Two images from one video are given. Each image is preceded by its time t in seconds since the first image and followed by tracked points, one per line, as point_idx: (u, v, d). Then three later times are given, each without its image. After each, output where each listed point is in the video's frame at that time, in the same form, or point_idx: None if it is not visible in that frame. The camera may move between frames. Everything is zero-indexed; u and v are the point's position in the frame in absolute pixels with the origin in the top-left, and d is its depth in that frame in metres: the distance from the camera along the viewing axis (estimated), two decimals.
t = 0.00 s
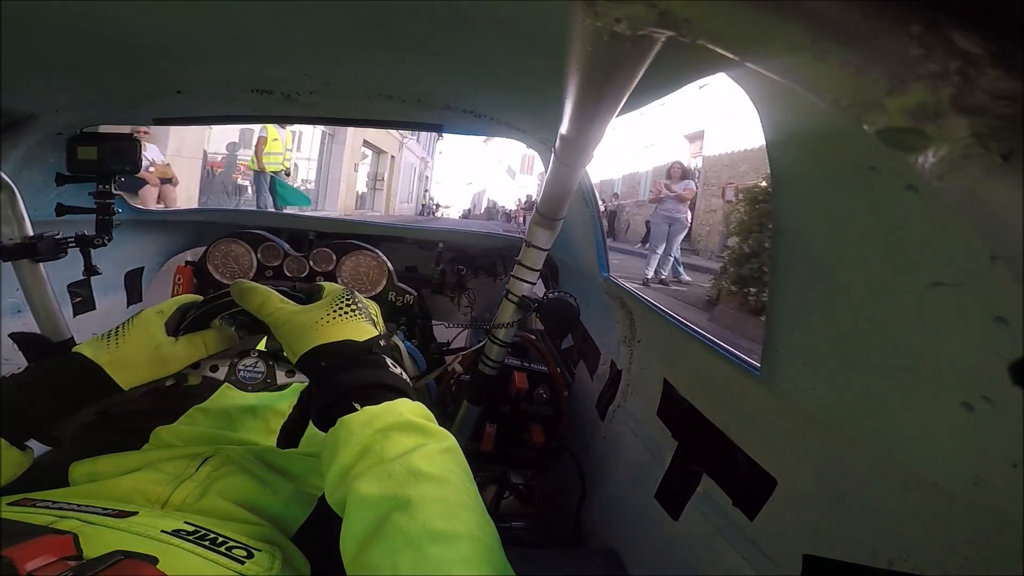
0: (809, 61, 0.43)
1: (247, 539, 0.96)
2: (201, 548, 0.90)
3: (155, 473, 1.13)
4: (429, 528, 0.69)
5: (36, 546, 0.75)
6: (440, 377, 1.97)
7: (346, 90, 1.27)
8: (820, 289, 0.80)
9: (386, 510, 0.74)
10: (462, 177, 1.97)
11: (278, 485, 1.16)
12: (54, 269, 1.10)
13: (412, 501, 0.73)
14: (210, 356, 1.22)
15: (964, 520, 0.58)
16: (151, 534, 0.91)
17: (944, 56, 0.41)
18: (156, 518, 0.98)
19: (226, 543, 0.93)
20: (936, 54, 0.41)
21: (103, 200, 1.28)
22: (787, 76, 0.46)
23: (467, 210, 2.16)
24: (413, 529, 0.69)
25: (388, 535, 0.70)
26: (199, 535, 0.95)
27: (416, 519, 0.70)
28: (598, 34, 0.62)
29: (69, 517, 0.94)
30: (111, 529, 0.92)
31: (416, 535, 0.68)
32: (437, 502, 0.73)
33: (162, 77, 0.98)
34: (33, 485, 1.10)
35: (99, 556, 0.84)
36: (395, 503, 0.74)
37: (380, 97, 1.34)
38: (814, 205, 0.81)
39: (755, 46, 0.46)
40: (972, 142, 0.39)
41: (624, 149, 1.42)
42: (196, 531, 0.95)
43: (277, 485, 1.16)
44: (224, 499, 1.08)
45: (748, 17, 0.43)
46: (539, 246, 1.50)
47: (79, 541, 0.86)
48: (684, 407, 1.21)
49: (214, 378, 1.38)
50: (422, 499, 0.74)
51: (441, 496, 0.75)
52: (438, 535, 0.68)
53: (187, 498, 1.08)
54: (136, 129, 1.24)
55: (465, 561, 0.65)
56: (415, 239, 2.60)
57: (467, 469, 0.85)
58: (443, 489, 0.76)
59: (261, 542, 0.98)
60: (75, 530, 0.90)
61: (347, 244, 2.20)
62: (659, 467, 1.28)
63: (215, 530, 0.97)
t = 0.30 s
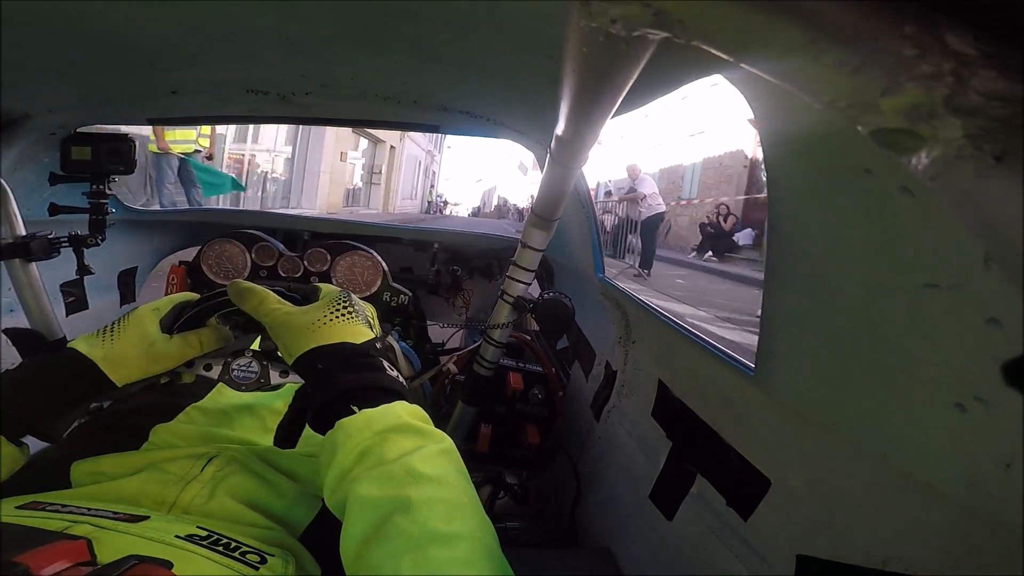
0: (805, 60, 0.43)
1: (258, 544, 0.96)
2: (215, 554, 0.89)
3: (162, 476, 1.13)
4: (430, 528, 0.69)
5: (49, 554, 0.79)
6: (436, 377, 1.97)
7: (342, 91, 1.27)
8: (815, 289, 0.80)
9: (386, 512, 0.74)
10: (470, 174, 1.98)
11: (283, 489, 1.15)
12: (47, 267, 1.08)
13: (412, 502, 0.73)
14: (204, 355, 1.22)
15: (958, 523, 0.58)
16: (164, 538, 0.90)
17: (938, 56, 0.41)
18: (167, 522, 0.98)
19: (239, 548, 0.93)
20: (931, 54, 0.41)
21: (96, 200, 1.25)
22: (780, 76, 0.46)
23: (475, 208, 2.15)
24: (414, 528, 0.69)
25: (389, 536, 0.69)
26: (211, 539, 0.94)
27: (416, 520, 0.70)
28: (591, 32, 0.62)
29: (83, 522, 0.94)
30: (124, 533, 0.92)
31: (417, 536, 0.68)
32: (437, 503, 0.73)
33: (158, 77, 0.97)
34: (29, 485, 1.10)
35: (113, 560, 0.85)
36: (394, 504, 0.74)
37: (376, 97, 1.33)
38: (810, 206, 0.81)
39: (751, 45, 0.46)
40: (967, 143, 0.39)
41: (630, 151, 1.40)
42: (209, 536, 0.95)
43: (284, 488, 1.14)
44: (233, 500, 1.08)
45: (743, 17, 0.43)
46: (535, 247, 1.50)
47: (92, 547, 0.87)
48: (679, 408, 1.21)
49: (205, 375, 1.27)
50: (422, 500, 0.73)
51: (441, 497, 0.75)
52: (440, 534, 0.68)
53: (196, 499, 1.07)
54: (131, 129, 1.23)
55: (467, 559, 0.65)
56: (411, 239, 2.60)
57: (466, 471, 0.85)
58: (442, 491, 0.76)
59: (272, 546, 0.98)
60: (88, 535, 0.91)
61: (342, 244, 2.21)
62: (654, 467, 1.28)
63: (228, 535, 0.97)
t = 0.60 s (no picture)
0: (811, 65, 0.43)
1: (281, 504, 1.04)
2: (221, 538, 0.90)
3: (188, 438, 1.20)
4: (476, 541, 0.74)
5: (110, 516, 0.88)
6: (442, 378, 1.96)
7: (350, 90, 1.27)
8: (825, 292, 0.80)
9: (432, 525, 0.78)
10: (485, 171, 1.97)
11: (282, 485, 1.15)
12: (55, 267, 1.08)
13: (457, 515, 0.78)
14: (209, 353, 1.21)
15: (967, 528, 0.58)
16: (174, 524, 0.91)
17: (945, 57, 0.41)
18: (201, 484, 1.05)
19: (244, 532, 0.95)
20: (936, 57, 0.40)
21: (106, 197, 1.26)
22: (787, 79, 0.46)
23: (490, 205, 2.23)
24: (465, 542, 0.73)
25: (439, 548, 0.74)
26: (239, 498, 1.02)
27: (463, 535, 0.75)
28: (598, 33, 0.62)
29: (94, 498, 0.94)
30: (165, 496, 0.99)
31: (464, 548, 0.73)
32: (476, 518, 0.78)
33: (166, 75, 0.98)
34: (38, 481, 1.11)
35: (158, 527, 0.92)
36: (441, 518, 0.78)
37: (384, 97, 1.34)
38: (818, 210, 0.80)
39: (757, 50, 0.46)
40: (972, 146, 0.38)
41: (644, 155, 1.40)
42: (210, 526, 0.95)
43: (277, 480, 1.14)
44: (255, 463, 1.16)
45: (749, 20, 0.43)
46: (542, 248, 1.49)
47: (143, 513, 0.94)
48: (685, 410, 1.20)
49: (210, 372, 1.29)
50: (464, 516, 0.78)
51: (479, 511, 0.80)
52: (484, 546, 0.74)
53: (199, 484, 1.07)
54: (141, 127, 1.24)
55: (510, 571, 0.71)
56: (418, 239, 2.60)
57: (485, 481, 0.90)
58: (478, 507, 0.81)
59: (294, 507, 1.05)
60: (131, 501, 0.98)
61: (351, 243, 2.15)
62: (660, 469, 1.28)
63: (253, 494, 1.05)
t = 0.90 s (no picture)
0: (822, 61, 0.43)
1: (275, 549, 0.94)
2: (234, 560, 0.87)
3: (174, 474, 1.08)
4: (432, 530, 0.69)
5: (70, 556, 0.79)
6: (447, 376, 1.93)
7: (352, 89, 1.26)
8: (830, 289, 0.80)
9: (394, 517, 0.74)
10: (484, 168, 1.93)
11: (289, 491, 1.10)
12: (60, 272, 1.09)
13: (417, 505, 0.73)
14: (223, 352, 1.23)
15: (973, 523, 0.58)
16: (184, 544, 0.88)
17: (959, 53, 0.41)
18: (185, 528, 0.94)
19: (257, 553, 0.91)
20: (952, 53, 0.41)
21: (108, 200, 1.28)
22: (796, 75, 0.46)
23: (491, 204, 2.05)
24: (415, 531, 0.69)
25: (386, 545, 0.70)
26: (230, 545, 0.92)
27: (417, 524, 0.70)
28: (610, 31, 0.62)
29: (105, 527, 0.91)
30: (144, 539, 0.88)
31: (415, 542, 0.68)
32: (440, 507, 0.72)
33: (160, 74, 0.97)
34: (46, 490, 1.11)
35: (133, 561, 0.82)
36: (398, 508, 0.73)
37: (387, 96, 1.33)
38: (826, 207, 0.81)
39: (767, 45, 0.46)
40: (988, 142, 0.38)
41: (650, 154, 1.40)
42: (227, 542, 0.93)
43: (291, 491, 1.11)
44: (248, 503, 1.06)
45: (763, 15, 0.44)
46: (545, 245, 1.46)
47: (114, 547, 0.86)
48: (692, 406, 1.21)
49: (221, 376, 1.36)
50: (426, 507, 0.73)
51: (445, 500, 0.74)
52: (440, 536, 0.68)
53: (211, 500, 1.04)
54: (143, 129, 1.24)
55: (467, 564, 0.65)
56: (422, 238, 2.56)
57: (472, 475, 0.83)
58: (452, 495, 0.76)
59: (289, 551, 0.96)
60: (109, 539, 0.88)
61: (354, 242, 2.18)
62: (666, 465, 1.28)
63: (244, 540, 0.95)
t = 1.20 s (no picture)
0: (822, 60, 0.43)
1: (262, 547, 0.94)
2: (218, 565, 0.86)
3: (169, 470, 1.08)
4: None
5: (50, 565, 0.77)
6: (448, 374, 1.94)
7: (352, 87, 1.26)
8: (830, 287, 0.80)
9: None
10: (489, 166, 1.94)
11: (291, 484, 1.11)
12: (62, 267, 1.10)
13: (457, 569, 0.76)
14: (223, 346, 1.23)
15: (973, 523, 0.58)
16: (166, 547, 0.88)
17: (957, 52, 0.41)
18: (173, 530, 0.94)
19: (245, 556, 0.90)
20: (949, 52, 0.41)
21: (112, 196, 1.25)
22: (793, 72, 0.46)
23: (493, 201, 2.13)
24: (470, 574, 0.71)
25: None
26: (214, 545, 0.92)
27: None
28: (607, 29, 0.62)
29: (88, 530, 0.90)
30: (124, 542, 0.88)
31: None
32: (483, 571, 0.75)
33: (164, 73, 0.97)
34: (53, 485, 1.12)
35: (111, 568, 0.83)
36: None
37: (387, 94, 1.33)
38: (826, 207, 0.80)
39: (765, 42, 0.46)
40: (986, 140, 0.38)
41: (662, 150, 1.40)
42: (214, 544, 0.92)
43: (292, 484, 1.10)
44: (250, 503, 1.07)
45: (761, 12, 0.44)
46: (546, 243, 1.45)
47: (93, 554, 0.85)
48: (692, 405, 1.21)
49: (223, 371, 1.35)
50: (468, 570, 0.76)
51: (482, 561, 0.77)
52: None
53: (203, 497, 1.03)
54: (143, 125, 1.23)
55: None
56: (422, 235, 2.57)
57: (526, 561, 0.76)
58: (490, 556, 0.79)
59: (278, 546, 0.95)
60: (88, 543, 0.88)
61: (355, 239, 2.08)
62: (666, 464, 1.28)
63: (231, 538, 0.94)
